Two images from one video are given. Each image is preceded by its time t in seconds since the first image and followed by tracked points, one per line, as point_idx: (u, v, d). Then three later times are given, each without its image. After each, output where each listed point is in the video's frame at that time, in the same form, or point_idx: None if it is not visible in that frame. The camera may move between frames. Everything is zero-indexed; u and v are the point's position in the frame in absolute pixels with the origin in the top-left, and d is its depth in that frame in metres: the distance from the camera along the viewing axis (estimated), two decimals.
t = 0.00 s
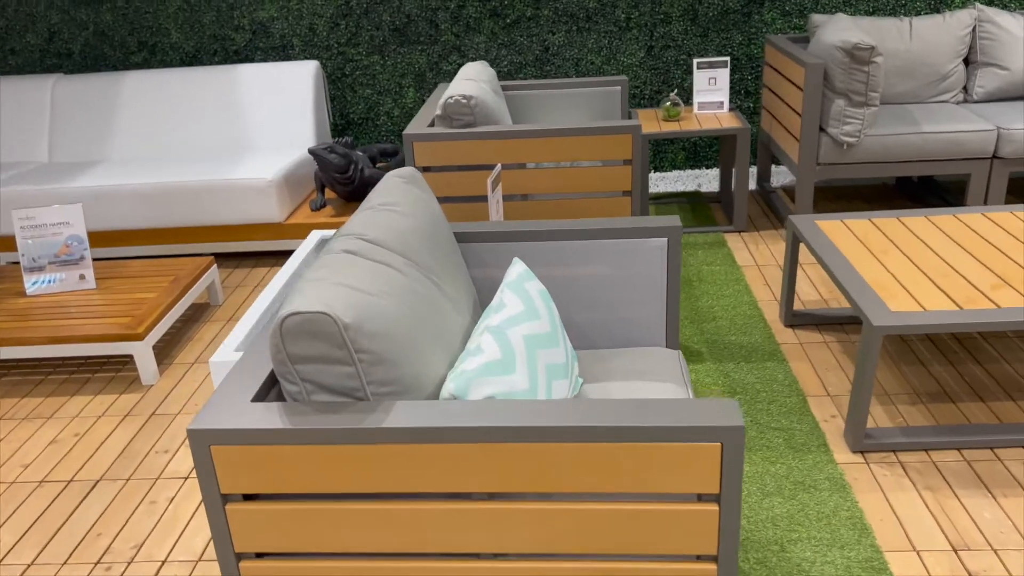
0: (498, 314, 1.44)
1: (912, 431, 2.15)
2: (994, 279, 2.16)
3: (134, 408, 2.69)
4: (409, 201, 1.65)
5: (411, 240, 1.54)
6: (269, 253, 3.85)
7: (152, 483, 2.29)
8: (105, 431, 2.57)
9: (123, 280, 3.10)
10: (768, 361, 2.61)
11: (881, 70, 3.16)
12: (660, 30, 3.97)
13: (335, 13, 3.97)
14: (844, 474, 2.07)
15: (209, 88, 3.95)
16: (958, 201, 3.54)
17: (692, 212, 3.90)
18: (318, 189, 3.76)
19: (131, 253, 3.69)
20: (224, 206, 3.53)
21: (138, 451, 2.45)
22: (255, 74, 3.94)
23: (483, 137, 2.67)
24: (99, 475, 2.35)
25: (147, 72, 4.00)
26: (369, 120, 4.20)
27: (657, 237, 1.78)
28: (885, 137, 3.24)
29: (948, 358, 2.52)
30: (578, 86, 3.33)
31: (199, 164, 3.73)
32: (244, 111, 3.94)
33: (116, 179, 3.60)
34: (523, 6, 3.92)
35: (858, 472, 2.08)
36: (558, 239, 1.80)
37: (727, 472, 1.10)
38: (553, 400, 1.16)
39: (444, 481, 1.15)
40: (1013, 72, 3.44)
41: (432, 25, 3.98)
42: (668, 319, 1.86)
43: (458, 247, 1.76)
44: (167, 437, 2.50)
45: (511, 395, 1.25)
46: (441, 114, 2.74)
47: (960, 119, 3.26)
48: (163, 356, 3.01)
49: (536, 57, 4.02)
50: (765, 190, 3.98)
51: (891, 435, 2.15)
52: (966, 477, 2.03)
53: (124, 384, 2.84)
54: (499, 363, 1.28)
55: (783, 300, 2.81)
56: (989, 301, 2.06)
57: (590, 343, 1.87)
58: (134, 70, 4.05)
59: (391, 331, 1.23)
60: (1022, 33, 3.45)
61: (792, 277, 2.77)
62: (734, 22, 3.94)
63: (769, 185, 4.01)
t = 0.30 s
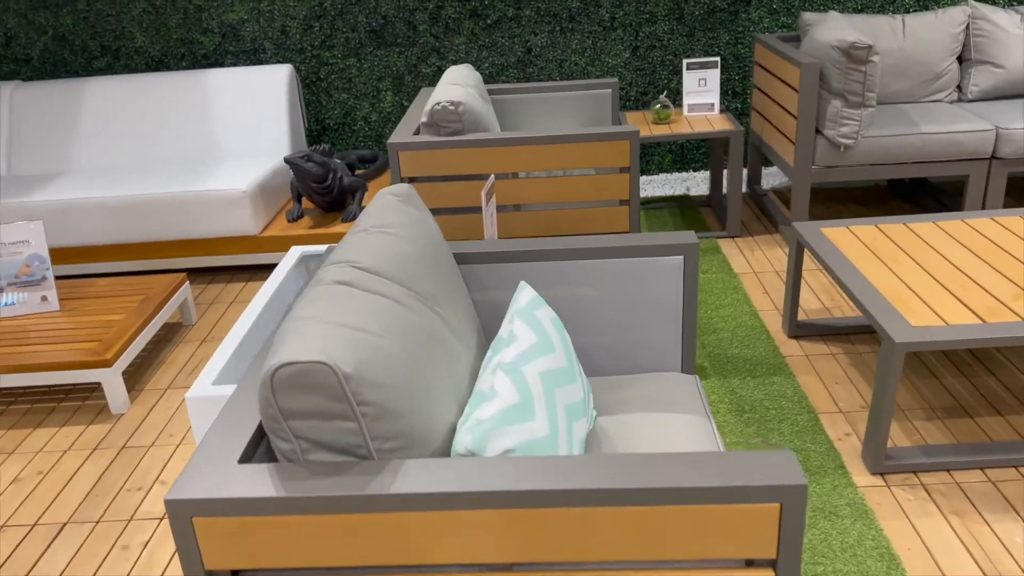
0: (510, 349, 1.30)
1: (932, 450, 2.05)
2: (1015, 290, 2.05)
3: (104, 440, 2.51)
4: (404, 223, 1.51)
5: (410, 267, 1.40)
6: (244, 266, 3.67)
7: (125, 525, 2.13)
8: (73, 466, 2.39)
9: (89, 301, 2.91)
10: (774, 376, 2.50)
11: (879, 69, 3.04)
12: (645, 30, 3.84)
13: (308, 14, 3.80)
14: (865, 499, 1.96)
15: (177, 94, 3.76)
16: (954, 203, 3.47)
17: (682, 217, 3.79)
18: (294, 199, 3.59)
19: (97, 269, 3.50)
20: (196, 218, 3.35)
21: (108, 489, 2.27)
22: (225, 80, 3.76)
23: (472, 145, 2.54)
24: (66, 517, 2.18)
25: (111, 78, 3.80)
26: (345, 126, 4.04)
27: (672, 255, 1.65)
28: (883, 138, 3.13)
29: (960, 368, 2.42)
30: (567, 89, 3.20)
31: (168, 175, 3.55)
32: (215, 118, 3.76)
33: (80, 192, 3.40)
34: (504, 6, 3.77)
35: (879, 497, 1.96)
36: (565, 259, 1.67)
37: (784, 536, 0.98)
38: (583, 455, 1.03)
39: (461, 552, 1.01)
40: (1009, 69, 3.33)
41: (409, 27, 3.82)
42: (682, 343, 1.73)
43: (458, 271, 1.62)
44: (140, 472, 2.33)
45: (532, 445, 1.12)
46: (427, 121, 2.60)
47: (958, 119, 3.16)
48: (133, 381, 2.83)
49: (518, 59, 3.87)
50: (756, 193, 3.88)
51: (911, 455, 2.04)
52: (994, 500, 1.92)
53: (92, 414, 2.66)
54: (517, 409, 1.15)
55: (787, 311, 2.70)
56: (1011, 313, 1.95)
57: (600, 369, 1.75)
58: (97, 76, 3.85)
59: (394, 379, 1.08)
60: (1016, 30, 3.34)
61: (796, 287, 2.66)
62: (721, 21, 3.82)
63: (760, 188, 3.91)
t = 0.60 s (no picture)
0: (496, 404, 1.18)
1: (924, 477, 1.95)
2: (1003, 308, 1.97)
3: (47, 488, 2.33)
4: (376, 261, 1.39)
5: (382, 312, 1.27)
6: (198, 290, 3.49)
7: None
8: (12, 520, 2.20)
9: (30, 335, 2.72)
10: (756, 399, 2.40)
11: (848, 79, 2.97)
12: (609, 38, 3.72)
13: (260, 24, 3.63)
14: (858, 531, 1.85)
15: (122, 109, 3.57)
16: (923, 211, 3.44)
17: (651, 230, 3.71)
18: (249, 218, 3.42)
19: (39, 297, 3.29)
20: (145, 242, 3.17)
21: (52, 546, 2.10)
22: (174, 94, 3.58)
23: (439, 165, 2.42)
24: None
25: (51, 93, 3.59)
26: (302, 139, 3.87)
27: (662, 288, 1.55)
28: (854, 148, 3.07)
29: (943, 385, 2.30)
30: (534, 102, 3.09)
31: (115, 196, 3.36)
32: (165, 134, 3.58)
33: (18, 215, 3.20)
34: (464, 15, 3.64)
35: (872, 528, 1.86)
36: (546, 294, 1.56)
37: None
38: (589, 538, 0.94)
39: None
40: (975, 77, 3.25)
41: (366, 36, 3.67)
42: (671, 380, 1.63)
43: (435, 310, 1.50)
44: (86, 525, 2.16)
45: (528, 522, 1.03)
46: (390, 140, 2.47)
47: (926, 128, 3.11)
48: (80, 421, 2.65)
49: (480, 69, 3.74)
50: (724, 204, 3.81)
51: (902, 482, 1.94)
52: (990, 529, 1.82)
53: (35, 458, 2.48)
54: (510, 482, 1.05)
55: (765, 329, 2.61)
56: (1001, 334, 1.87)
57: (583, 409, 1.64)
58: (35, 90, 3.63)
59: (371, 455, 0.98)
60: (981, 37, 3.26)
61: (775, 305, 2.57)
62: (685, 29, 3.72)
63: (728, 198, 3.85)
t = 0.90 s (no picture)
0: (429, 446, 1.12)
1: (852, 484, 1.96)
2: (917, 314, 2.01)
3: None
4: (294, 296, 1.31)
5: (299, 353, 1.18)
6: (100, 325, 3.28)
7: None
8: None
9: None
10: (685, 413, 2.38)
11: (759, 92, 3.03)
12: (523, 54, 3.69)
13: (159, 43, 3.46)
14: (793, 544, 1.84)
15: (10, 134, 3.33)
16: (833, 219, 3.54)
17: (573, 245, 3.71)
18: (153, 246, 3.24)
19: None
20: (38, 275, 2.95)
21: None
22: (67, 116, 3.36)
23: (356, 188, 2.34)
24: None
25: None
26: (208, 161, 3.70)
27: (593, 312, 1.51)
28: (766, 160, 3.12)
29: (864, 392, 2.34)
30: (452, 120, 3.04)
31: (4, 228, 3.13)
32: (59, 159, 3.36)
33: None
34: (375, 30, 3.55)
35: (806, 540, 1.85)
36: (475, 322, 1.50)
37: None
38: None
39: None
40: (876, 88, 3.37)
41: (274, 54, 3.54)
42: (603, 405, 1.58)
43: (357, 344, 1.42)
44: None
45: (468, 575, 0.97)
46: (303, 162, 2.37)
47: (833, 138, 3.19)
48: None
49: (394, 85, 3.66)
50: (643, 216, 3.84)
51: (832, 491, 1.95)
52: (917, 532, 1.83)
53: None
54: (448, 532, 0.99)
55: (690, 342, 2.60)
56: (920, 341, 1.89)
57: (515, 439, 1.58)
58: None
59: (290, 518, 0.90)
60: (880, 50, 3.39)
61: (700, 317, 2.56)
62: (598, 44, 3.73)
63: (647, 211, 3.89)
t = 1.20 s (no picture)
0: (342, 501, 1.06)
1: (752, 491, 2.02)
2: (799, 322, 2.10)
3: None
4: (181, 353, 1.22)
5: (189, 416, 1.09)
6: None
7: None
8: None
9: None
10: (587, 433, 2.38)
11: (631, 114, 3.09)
12: (398, 82, 3.66)
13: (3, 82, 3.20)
14: (702, 556, 1.87)
15: None
16: (709, 233, 3.69)
17: (462, 271, 3.69)
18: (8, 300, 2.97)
19: None
20: None
21: None
22: None
23: (235, 228, 2.23)
24: None
25: None
26: (66, 205, 3.45)
27: (497, 345, 1.49)
28: (643, 181, 3.21)
29: (754, 399, 2.43)
30: (332, 152, 2.97)
31: None
32: None
33: None
34: (243, 62, 3.43)
35: (714, 551, 1.88)
36: (377, 364, 1.44)
37: None
38: None
39: None
40: (740, 106, 3.54)
41: (134, 89, 3.35)
42: (513, 438, 1.56)
43: (252, 398, 1.34)
44: None
45: None
46: (175, 204, 2.25)
47: (704, 156, 3.32)
48: None
49: (266, 118, 3.53)
50: (529, 239, 3.88)
51: (734, 500, 2.00)
52: (815, 532, 1.90)
53: None
54: None
55: (586, 363, 2.63)
56: (804, 347, 1.98)
57: (424, 482, 1.52)
58: None
59: None
60: (740, 70, 3.55)
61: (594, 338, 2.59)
62: (473, 71, 3.74)
63: (532, 234, 3.93)
